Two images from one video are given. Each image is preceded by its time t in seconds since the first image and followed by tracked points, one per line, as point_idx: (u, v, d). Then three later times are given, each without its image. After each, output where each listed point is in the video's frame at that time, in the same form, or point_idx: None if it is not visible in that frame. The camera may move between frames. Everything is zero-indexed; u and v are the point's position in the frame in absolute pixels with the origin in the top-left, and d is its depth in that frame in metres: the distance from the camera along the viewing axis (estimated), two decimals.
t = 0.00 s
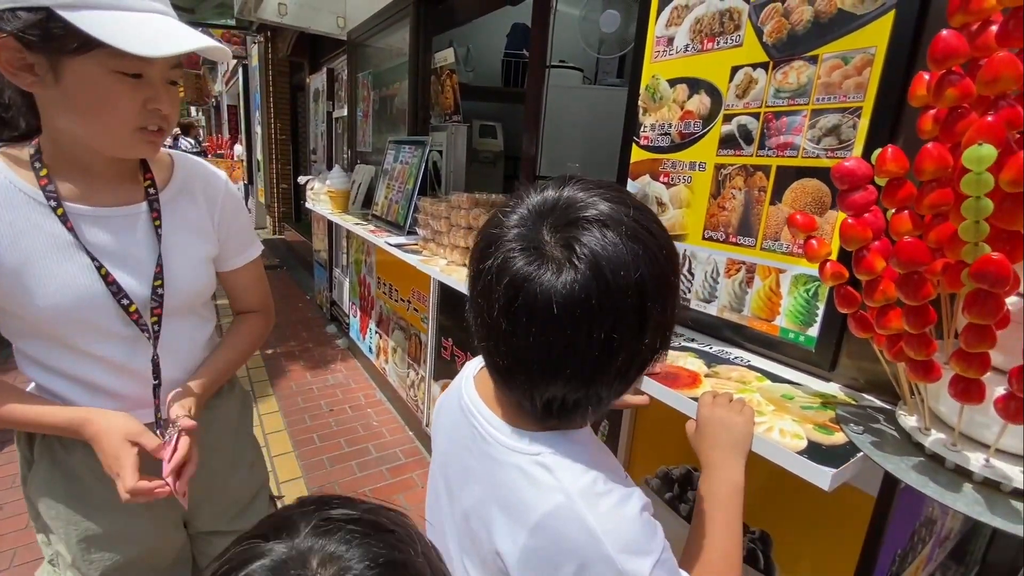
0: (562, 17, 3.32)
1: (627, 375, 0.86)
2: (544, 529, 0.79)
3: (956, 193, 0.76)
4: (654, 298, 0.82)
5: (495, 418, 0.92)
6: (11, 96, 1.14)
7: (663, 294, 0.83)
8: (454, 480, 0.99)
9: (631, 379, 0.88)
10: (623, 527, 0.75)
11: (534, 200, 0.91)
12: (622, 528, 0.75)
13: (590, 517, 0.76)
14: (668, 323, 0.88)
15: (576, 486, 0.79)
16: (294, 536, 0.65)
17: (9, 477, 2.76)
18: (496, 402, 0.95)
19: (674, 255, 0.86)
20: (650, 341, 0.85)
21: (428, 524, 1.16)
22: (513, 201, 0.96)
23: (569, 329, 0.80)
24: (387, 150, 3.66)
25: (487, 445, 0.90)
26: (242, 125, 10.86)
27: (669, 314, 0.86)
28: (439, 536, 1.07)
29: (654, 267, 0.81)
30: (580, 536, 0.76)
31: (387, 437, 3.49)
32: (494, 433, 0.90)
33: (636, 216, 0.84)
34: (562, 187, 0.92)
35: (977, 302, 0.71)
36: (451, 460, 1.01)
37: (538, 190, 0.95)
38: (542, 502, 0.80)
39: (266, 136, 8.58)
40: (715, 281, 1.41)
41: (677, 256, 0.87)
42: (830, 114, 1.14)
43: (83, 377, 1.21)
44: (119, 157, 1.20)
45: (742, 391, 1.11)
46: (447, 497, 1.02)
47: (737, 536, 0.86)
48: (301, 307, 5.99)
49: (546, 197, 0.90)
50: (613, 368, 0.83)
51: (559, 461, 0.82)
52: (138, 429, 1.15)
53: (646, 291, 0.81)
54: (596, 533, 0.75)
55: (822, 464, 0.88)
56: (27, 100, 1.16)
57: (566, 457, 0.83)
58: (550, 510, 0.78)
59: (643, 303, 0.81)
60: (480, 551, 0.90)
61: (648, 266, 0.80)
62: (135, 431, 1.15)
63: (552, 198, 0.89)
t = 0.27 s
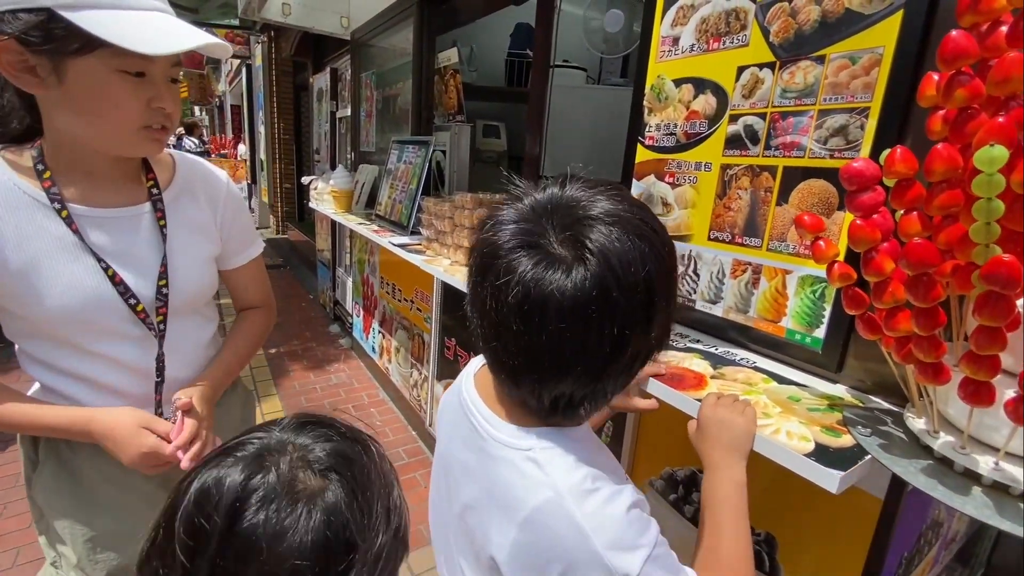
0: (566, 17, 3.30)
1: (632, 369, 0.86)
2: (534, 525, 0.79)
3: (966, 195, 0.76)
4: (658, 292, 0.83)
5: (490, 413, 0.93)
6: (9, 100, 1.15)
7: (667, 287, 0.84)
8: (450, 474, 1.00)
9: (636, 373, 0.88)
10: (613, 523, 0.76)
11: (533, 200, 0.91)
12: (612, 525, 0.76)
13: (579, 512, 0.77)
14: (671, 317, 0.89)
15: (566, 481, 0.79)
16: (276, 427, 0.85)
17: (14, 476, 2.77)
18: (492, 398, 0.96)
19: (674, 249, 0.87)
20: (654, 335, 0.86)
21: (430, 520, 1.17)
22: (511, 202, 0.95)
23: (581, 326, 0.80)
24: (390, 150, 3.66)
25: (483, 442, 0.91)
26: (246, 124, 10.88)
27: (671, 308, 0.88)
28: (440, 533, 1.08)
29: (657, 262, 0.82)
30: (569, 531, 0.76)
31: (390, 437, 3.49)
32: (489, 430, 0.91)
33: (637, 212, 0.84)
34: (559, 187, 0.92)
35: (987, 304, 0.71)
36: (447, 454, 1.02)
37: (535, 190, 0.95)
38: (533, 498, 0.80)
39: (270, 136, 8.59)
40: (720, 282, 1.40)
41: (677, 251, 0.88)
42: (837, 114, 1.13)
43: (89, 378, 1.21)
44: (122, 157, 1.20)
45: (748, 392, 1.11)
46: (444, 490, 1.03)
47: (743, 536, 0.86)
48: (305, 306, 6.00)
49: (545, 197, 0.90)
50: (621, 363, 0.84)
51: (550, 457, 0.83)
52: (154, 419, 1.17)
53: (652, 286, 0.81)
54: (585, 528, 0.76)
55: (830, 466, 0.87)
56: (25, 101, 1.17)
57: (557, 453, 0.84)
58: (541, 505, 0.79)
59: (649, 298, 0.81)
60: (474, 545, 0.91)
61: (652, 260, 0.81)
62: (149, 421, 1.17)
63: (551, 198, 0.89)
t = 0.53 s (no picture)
0: (571, 16, 3.28)
1: (628, 366, 0.86)
2: (533, 522, 0.79)
3: (980, 194, 0.75)
4: (651, 288, 0.82)
5: (489, 410, 0.93)
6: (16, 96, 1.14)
7: (661, 284, 0.84)
8: (450, 472, 1.00)
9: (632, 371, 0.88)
10: (613, 519, 0.76)
11: (527, 199, 0.90)
12: (610, 520, 0.75)
13: (576, 507, 0.76)
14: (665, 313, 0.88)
15: (563, 477, 0.79)
16: (256, 389, 0.94)
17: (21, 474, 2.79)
18: (489, 395, 0.96)
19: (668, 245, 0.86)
20: (648, 332, 0.85)
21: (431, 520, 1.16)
22: (503, 201, 0.94)
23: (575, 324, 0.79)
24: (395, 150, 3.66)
25: (481, 439, 0.91)
26: (250, 123, 10.90)
27: (665, 304, 0.87)
28: (440, 533, 1.08)
29: (649, 259, 0.81)
30: (566, 526, 0.76)
31: (394, 436, 3.50)
32: (488, 427, 0.91)
33: (630, 209, 0.84)
34: (551, 186, 0.91)
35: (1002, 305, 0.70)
36: (447, 452, 1.02)
37: (528, 189, 0.94)
38: (531, 494, 0.80)
39: (274, 135, 8.61)
40: (728, 282, 1.39)
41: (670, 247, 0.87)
42: (847, 113, 1.13)
43: (97, 377, 1.20)
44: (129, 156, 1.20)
45: (757, 393, 1.10)
46: (444, 488, 1.03)
47: (751, 535, 0.86)
48: (309, 305, 6.01)
49: (539, 195, 0.89)
50: (616, 360, 0.83)
51: (548, 452, 0.83)
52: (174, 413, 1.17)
53: (645, 283, 0.81)
54: (582, 523, 0.75)
55: (841, 468, 0.87)
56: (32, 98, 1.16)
57: (555, 448, 0.83)
58: (538, 501, 0.79)
59: (642, 295, 0.80)
60: (474, 543, 0.91)
61: (644, 258, 0.80)
62: (169, 414, 1.17)
63: (543, 197, 0.88)
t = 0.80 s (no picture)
0: (573, 14, 3.27)
1: (607, 368, 0.84)
2: (523, 518, 0.79)
3: (986, 194, 0.75)
4: (627, 291, 0.80)
5: (482, 407, 0.93)
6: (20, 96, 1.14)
7: (639, 288, 0.81)
8: (446, 469, 1.00)
9: (613, 373, 0.86)
10: (602, 515, 0.75)
11: (514, 195, 0.90)
12: (600, 516, 0.75)
13: (566, 503, 0.76)
14: (647, 317, 0.86)
15: (554, 473, 0.79)
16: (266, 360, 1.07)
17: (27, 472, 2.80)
18: (484, 391, 0.96)
19: (652, 249, 0.84)
20: (626, 335, 0.83)
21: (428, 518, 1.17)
22: (494, 198, 0.95)
23: (542, 323, 0.79)
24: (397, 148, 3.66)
25: (474, 436, 0.91)
26: (252, 121, 10.91)
27: (646, 308, 0.84)
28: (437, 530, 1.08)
29: (627, 262, 0.79)
30: (556, 522, 0.76)
31: (397, 434, 3.51)
32: (481, 424, 0.91)
33: (612, 211, 0.82)
34: (540, 183, 0.91)
35: (1007, 304, 0.70)
36: (443, 449, 1.02)
37: (518, 186, 0.94)
38: (522, 490, 0.80)
39: (276, 134, 8.61)
40: (732, 281, 1.39)
41: (654, 249, 0.84)
42: (852, 112, 1.12)
43: (105, 375, 1.20)
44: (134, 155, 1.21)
45: (761, 392, 1.10)
46: (440, 485, 1.03)
47: (747, 531, 0.86)
48: (311, 303, 6.02)
49: (526, 192, 0.89)
50: (591, 362, 0.82)
51: (540, 449, 0.82)
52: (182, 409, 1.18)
53: (620, 285, 0.79)
54: (572, 519, 0.75)
55: (845, 467, 0.87)
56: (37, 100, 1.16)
57: (548, 444, 0.83)
58: (529, 496, 0.79)
59: (618, 297, 0.79)
60: (468, 540, 0.91)
61: (621, 260, 0.78)
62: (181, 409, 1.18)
63: (530, 194, 0.88)
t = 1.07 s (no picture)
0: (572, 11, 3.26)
1: (592, 370, 0.84)
2: (508, 515, 0.79)
3: (982, 190, 0.75)
4: (612, 296, 0.79)
5: (471, 405, 0.93)
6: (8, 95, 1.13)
7: (622, 293, 0.80)
8: (438, 465, 1.00)
9: (599, 375, 0.86)
10: (585, 513, 0.75)
11: (505, 194, 0.89)
12: (583, 514, 0.75)
13: (550, 500, 0.76)
14: (633, 320, 0.85)
15: (539, 470, 0.79)
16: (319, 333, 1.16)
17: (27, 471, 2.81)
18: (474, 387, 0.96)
19: (639, 253, 0.82)
20: (611, 339, 0.83)
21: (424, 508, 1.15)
22: (485, 194, 0.94)
23: (522, 324, 0.79)
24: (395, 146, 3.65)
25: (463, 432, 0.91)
26: (250, 120, 10.89)
27: (632, 311, 0.84)
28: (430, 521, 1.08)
29: (612, 267, 0.78)
30: (539, 519, 0.75)
31: (397, 432, 3.51)
32: (470, 421, 0.91)
33: (598, 214, 0.80)
34: (532, 181, 0.89)
35: (1004, 301, 0.70)
36: (434, 445, 1.03)
37: (510, 182, 0.93)
38: (507, 486, 0.80)
39: (274, 132, 8.60)
40: (730, 278, 1.39)
41: (643, 253, 0.83)
42: (849, 109, 1.12)
43: (104, 375, 1.20)
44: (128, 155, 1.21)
45: (759, 389, 1.11)
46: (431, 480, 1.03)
47: (735, 529, 0.88)
48: (311, 302, 6.02)
49: (517, 190, 0.88)
50: (575, 364, 0.82)
51: (527, 446, 0.82)
52: (182, 412, 1.18)
53: (605, 290, 0.78)
54: (555, 516, 0.75)
55: (841, 463, 0.87)
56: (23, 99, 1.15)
57: (535, 441, 0.83)
58: (514, 493, 0.78)
59: (601, 301, 0.78)
60: (457, 536, 0.91)
61: (605, 265, 0.77)
62: (178, 413, 1.18)
63: (519, 192, 0.87)
